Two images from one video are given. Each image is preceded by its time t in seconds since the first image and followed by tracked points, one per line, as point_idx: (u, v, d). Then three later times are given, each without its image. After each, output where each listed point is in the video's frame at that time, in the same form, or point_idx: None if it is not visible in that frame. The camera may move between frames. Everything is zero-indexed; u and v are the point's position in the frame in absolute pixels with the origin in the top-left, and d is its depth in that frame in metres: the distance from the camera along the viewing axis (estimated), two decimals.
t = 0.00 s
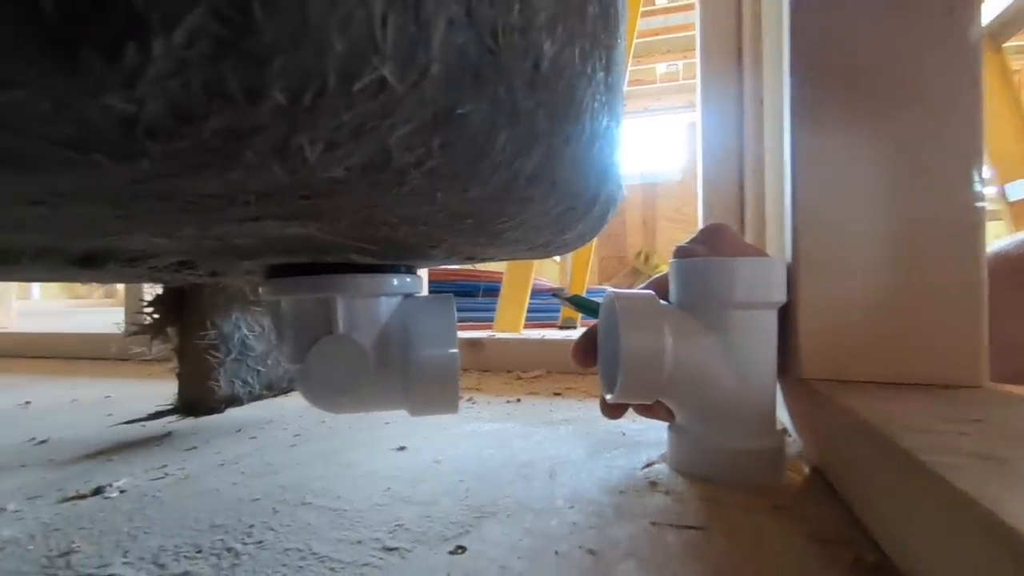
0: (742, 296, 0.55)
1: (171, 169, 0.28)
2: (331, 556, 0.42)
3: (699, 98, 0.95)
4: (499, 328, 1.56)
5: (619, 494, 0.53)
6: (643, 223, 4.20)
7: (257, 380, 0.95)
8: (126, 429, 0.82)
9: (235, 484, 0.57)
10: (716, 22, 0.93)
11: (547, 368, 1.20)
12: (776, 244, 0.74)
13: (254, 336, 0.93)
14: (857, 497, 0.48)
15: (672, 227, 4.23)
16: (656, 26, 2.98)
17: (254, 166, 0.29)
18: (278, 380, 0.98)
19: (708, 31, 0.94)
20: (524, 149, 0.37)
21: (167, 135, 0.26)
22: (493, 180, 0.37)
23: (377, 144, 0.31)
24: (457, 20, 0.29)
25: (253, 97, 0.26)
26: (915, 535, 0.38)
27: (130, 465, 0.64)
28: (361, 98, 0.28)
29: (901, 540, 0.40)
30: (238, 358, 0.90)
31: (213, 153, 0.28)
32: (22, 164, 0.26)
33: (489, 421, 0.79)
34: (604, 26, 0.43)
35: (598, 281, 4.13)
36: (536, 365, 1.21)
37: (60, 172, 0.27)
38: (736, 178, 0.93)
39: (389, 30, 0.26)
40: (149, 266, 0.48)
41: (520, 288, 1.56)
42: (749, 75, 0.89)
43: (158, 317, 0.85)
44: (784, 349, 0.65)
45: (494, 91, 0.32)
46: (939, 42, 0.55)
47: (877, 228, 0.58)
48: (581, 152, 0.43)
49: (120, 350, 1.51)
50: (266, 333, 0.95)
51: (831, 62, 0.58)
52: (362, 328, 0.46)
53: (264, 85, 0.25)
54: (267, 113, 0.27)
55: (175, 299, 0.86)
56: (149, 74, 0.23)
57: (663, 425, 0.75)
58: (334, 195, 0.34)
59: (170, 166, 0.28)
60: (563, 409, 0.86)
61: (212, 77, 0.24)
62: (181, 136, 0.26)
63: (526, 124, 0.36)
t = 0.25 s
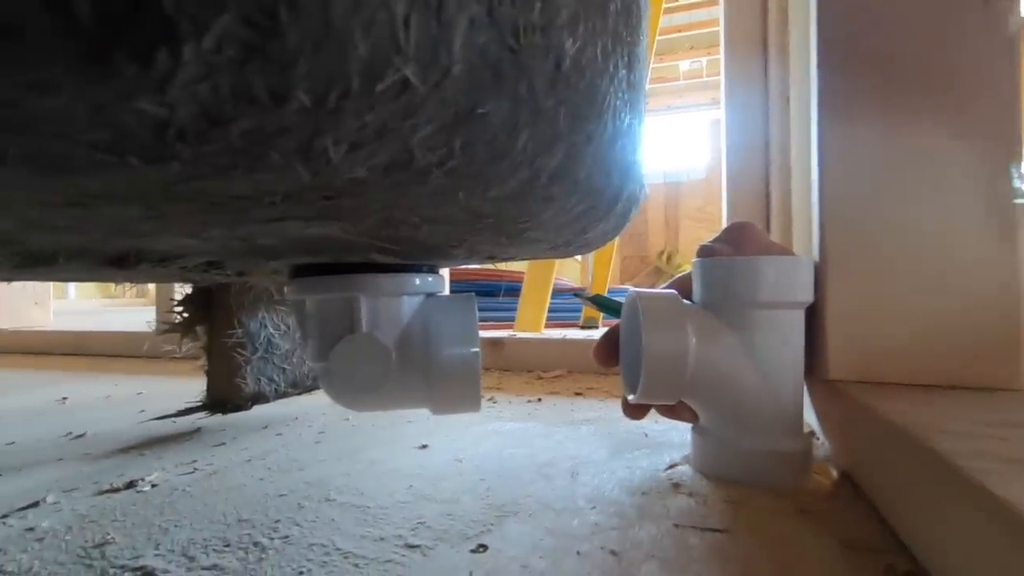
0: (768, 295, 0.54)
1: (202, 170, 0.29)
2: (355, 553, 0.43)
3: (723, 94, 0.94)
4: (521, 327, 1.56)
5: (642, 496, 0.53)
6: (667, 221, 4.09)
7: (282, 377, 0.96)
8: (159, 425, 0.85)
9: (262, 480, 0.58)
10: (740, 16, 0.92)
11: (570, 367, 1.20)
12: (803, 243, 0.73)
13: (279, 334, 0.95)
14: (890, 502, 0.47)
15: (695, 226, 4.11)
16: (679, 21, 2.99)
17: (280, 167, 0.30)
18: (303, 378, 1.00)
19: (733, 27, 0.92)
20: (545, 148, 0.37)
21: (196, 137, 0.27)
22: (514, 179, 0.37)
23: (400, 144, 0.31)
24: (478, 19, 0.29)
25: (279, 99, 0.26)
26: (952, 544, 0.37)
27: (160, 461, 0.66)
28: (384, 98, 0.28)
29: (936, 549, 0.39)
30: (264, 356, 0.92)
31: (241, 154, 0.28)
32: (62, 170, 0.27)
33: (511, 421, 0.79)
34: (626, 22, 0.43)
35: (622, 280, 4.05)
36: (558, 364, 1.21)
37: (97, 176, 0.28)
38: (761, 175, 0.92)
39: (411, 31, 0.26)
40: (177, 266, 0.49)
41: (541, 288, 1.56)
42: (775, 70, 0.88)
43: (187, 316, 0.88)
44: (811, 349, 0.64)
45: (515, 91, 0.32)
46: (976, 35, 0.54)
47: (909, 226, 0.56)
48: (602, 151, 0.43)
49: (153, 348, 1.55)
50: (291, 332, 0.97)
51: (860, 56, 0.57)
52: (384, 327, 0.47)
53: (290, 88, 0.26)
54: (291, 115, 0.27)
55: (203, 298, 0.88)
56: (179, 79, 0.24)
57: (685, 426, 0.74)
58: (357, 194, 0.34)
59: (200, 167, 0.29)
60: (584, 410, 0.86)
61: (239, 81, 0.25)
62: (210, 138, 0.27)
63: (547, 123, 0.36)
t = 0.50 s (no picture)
0: (784, 295, 0.54)
1: (219, 171, 0.29)
2: (369, 550, 0.43)
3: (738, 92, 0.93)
4: (533, 328, 1.56)
5: (656, 497, 0.53)
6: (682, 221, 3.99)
7: (298, 376, 0.97)
8: (179, 422, 0.86)
9: (278, 477, 0.59)
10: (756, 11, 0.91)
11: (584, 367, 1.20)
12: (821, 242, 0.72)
13: (296, 334, 0.96)
14: (911, 506, 0.46)
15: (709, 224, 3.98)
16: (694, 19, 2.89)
17: (296, 168, 0.30)
18: (318, 377, 1.01)
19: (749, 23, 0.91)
20: (559, 148, 0.37)
21: (214, 138, 0.27)
22: (527, 179, 0.37)
23: (414, 144, 0.31)
24: (491, 20, 0.29)
25: (295, 100, 0.26)
26: (973, 550, 0.36)
27: (179, 458, 0.67)
28: (399, 99, 0.28)
29: (958, 554, 0.39)
30: (281, 356, 0.93)
31: (258, 155, 0.28)
32: (84, 170, 0.28)
33: (525, 420, 0.79)
34: (640, 21, 0.42)
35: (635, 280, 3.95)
36: (573, 364, 1.21)
37: (118, 177, 0.29)
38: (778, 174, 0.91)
39: (426, 31, 0.26)
40: (195, 266, 0.50)
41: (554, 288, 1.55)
42: (793, 67, 0.87)
43: (206, 316, 0.89)
44: (829, 350, 0.63)
45: (529, 91, 0.32)
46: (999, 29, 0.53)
47: (930, 225, 0.55)
48: (616, 150, 0.42)
49: (174, 346, 1.57)
50: (307, 331, 0.98)
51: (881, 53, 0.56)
52: (400, 327, 0.47)
53: (306, 89, 0.26)
54: (308, 116, 0.27)
55: (221, 298, 0.89)
56: (197, 79, 0.24)
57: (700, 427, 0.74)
58: (372, 195, 0.34)
59: (218, 168, 0.29)
60: (598, 410, 0.85)
61: (256, 82, 0.25)
62: (228, 138, 0.27)
63: (561, 122, 0.36)
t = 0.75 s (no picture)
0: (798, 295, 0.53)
1: (231, 173, 0.29)
2: (381, 549, 0.43)
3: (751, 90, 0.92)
4: (544, 328, 1.56)
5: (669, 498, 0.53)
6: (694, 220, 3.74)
7: (311, 375, 0.98)
8: (195, 420, 0.87)
9: (291, 476, 0.59)
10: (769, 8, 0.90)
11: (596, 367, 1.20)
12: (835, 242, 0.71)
13: (308, 334, 0.96)
14: (927, 509, 0.46)
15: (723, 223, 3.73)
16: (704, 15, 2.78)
17: (308, 170, 0.30)
18: (330, 377, 1.01)
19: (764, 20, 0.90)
20: (571, 147, 0.37)
21: (227, 141, 0.26)
22: (539, 179, 0.37)
23: (426, 146, 0.31)
24: (502, 21, 0.29)
25: (308, 103, 0.26)
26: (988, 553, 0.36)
27: (194, 456, 0.68)
28: (409, 100, 0.28)
29: (975, 557, 0.38)
30: (294, 355, 0.95)
31: (270, 157, 0.28)
32: (98, 173, 0.27)
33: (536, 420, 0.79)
34: (652, 20, 0.42)
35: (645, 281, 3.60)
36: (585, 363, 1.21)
37: (128, 179, 0.28)
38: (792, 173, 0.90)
39: (436, 32, 0.27)
40: (210, 266, 0.51)
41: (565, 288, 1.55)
42: (807, 64, 0.86)
43: (221, 315, 0.91)
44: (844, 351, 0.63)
45: (541, 91, 0.32)
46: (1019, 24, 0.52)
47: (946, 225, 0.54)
48: (627, 150, 0.42)
49: (190, 345, 1.58)
50: (320, 331, 0.98)
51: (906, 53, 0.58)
52: (412, 327, 0.48)
53: (318, 92, 0.26)
54: (320, 118, 0.27)
55: (236, 298, 0.91)
56: (212, 82, 0.24)
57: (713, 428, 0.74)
58: (383, 195, 0.34)
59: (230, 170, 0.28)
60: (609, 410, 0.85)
61: (270, 84, 0.25)
62: (241, 142, 0.27)
63: (572, 122, 0.36)
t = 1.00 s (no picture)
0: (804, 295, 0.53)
1: (237, 174, 0.28)
2: (387, 548, 0.43)
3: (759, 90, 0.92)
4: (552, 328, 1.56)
5: (675, 499, 0.53)
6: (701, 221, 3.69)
7: (318, 375, 0.99)
8: (204, 419, 0.88)
9: (297, 475, 0.60)
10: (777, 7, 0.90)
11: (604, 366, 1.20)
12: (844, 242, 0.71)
13: (316, 333, 0.97)
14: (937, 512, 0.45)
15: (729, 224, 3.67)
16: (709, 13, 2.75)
17: (314, 171, 0.29)
18: (337, 377, 1.02)
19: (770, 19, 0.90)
20: (577, 147, 0.37)
21: (235, 142, 0.26)
22: (544, 179, 0.37)
23: (432, 146, 0.31)
24: (508, 20, 0.29)
25: (314, 105, 0.25)
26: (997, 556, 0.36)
27: (202, 455, 0.68)
28: (415, 100, 0.28)
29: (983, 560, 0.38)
30: (301, 354, 0.95)
31: (277, 158, 0.28)
32: (107, 174, 0.27)
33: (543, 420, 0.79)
34: (658, 19, 0.42)
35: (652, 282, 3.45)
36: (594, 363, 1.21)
37: (134, 179, 0.28)
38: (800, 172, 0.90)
39: (442, 32, 0.26)
40: (218, 266, 0.51)
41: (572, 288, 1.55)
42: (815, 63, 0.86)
43: (229, 315, 0.92)
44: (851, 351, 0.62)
45: (546, 91, 0.32)
46: None
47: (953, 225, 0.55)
48: (633, 150, 0.42)
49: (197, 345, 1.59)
50: (327, 330, 0.99)
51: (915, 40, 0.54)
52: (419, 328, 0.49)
53: (325, 93, 0.25)
54: (327, 119, 0.26)
55: (244, 298, 0.92)
56: (219, 84, 0.23)
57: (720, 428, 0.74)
58: (389, 195, 0.34)
59: (237, 171, 0.28)
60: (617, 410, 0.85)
61: (277, 85, 0.24)
62: (248, 142, 0.26)
63: (578, 121, 0.36)
